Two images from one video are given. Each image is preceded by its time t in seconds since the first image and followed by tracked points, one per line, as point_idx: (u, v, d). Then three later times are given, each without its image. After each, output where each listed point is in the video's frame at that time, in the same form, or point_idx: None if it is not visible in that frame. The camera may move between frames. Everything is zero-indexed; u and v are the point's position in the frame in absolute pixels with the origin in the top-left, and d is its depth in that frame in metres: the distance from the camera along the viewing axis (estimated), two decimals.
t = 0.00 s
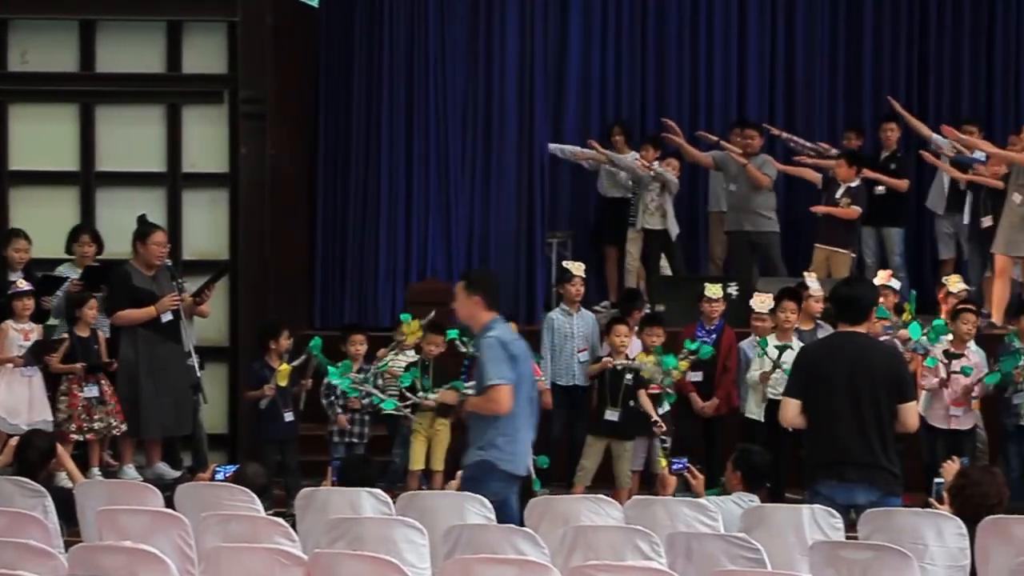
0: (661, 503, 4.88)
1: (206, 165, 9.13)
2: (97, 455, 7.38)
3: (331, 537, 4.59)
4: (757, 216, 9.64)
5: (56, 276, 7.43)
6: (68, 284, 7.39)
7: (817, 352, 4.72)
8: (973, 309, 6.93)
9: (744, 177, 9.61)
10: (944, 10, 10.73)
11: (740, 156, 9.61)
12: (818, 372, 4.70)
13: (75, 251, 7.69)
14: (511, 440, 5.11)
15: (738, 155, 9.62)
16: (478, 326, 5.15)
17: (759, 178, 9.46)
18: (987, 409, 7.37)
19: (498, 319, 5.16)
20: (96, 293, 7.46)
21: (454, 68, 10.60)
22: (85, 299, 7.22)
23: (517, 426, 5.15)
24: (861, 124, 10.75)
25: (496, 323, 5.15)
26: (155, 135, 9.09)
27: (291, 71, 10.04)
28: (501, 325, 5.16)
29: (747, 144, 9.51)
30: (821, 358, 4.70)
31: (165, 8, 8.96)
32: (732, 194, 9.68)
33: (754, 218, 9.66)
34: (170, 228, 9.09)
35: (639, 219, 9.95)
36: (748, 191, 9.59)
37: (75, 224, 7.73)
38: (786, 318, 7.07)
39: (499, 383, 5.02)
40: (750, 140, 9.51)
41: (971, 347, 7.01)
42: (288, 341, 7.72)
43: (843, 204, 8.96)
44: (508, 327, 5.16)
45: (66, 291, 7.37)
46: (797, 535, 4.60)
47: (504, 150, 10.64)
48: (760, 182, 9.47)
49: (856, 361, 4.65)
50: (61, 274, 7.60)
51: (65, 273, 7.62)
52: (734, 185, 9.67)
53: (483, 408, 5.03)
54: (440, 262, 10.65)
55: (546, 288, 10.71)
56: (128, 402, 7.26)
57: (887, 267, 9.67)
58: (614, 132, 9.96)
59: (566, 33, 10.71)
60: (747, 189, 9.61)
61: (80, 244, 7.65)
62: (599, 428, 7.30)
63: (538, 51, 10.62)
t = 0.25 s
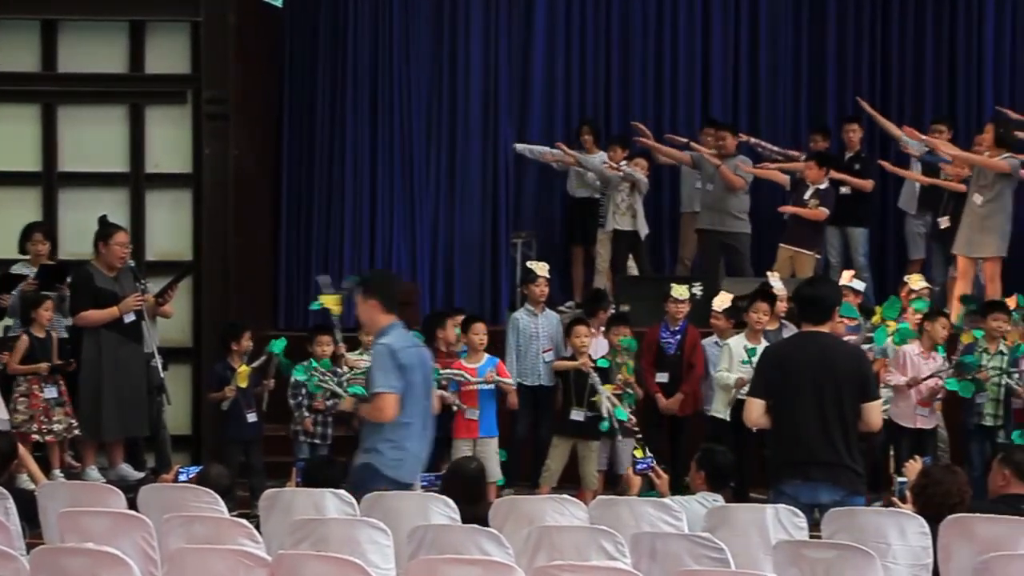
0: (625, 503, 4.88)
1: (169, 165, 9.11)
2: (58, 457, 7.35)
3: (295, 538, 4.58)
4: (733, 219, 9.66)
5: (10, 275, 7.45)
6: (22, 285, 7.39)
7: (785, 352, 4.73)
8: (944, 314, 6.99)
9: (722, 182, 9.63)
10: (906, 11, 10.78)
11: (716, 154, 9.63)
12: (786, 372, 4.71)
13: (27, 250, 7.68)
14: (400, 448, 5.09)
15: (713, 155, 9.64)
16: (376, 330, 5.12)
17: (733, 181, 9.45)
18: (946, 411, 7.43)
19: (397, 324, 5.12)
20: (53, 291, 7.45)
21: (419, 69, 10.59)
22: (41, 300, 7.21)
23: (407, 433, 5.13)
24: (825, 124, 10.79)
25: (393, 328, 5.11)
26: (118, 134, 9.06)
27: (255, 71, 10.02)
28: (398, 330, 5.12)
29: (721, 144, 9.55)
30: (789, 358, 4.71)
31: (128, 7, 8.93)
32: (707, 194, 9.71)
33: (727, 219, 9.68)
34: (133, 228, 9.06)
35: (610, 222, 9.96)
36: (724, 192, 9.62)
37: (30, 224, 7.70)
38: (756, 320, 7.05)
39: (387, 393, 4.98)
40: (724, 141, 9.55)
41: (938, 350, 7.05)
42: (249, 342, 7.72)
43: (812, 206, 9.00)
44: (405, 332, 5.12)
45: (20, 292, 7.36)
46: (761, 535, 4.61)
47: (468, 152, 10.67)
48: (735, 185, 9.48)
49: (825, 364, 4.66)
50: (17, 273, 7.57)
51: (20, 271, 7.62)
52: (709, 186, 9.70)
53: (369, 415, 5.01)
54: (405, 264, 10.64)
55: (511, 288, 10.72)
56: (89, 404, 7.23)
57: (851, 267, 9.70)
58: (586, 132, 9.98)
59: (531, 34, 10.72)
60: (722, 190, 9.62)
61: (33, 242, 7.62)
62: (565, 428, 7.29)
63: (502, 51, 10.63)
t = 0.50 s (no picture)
0: (592, 503, 4.88)
1: (135, 166, 9.08)
2: (22, 459, 7.32)
3: (262, 540, 4.56)
4: (702, 219, 9.69)
5: None
6: None
7: (753, 352, 4.74)
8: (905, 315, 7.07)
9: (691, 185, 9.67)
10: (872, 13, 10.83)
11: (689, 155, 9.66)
12: (754, 372, 4.72)
13: None
14: (304, 438, 5.08)
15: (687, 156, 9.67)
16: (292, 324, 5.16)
17: (704, 181, 9.47)
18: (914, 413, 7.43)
19: (311, 315, 5.15)
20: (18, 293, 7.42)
21: (386, 71, 10.58)
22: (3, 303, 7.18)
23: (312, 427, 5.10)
24: (792, 127, 10.82)
25: (303, 320, 5.13)
26: (84, 135, 9.03)
27: (222, 72, 10.01)
28: (309, 322, 5.14)
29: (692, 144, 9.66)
30: (757, 359, 4.72)
31: (93, 7, 8.90)
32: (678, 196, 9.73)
33: (697, 220, 9.71)
34: (99, 229, 9.03)
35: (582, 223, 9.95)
36: (694, 193, 9.65)
37: None
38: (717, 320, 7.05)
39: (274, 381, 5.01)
40: (695, 140, 9.66)
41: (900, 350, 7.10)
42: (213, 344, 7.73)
43: (780, 208, 9.02)
44: (314, 324, 5.13)
45: None
46: (728, 535, 4.62)
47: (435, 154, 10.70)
48: (703, 186, 9.50)
49: (792, 365, 4.67)
50: None
51: None
52: (680, 186, 9.72)
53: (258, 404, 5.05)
54: (371, 266, 10.63)
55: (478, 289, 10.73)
56: (52, 408, 7.17)
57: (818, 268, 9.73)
58: (553, 134, 9.99)
59: (498, 36, 10.74)
60: (692, 191, 9.66)
61: None
62: (532, 429, 7.28)
63: (469, 52, 10.66)
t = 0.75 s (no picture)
0: (557, 504, 4.88)
1: (98, 167, 9.05)
2: None
3: (225, 542, 4.55)
4: (665, 220, 9.70)
5: None
6: None
7: (711, 354, 4.75)
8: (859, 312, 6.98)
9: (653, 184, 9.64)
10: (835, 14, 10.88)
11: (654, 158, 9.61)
12: (713, 373, 4.73)
13: None
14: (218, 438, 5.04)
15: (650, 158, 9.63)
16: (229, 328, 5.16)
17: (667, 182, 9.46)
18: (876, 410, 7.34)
19: (242, 318, 5.13)
20: None
21: (351, 71, 10.61)
22: None
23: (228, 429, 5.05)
24: (756, 128, 10.85)
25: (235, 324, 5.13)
26: (47, 136, 8.98)
27: (186, 72, 9.99)
28: (241, 327, 5.13)
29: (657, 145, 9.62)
30: (715, 360, 4.74)
31: (56, 7, 8.83)
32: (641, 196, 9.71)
33: (660, 220, 9.71)
34: (61, 230, 8.98)
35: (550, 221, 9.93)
36: (657, 195, 9.64)
37: None
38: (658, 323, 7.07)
39: (191, 380, 5.00)
40: (659, 140, 9.63)
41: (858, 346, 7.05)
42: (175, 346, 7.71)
43: (746, 209, 9.05)
44: (245, 329, 5.11)
45: None
46: (692, 535, 4.62)
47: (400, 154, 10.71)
48: (667, 187, 9.50)
49: (749, 364, 4.69)
50: None
51: None
52: (643, 187, 9.69)
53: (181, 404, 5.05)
54: (336, 267, 10.66)
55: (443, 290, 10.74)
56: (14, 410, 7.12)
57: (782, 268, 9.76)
58: (517, 134, 9.99)
59: (463, 37, 10.75)
60: (655, 192, 9.65)
61: None
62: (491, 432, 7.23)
63: (433, 53, 10.67)
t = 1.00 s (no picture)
0: (521, 505, 4.88)
1: (60, 167, 9.01)
2: None
3: (189, 543, 4.53)
4: (630, 221, 9.69)
5: None
6: None
7: (676, 355, 4.77)
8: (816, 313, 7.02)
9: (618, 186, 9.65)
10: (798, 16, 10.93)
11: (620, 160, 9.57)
12: (678, 374, 4.74)
13: None
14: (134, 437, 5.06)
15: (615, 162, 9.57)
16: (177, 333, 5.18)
17: (632, 186, 9.44)
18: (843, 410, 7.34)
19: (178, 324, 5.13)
20: None
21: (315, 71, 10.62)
22: None
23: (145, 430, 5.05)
24: (720, 129, 10.87)
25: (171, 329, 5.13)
26: (9, 136, 8.93)
27: (150, 72, 9.97)
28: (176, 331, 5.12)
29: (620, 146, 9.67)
30: (680, 360, 4.75)
31: (18, 7, 8.80)
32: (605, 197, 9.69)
33: (623, 222, 9.70)
34: (23, 231, 8.93)
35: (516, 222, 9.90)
36: (622, 196, 9.63)
37: None
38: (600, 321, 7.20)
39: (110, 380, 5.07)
40: (625, 141, 9.64)
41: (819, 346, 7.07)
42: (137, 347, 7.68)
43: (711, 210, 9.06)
44: (176, 334, 5.11)
45: None
46: (656, 535, 4.63)
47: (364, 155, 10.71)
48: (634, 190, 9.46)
49: (714, 362, 4.70)
50: None
51: None
52: (608, 188, 9.68)
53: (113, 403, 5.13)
54: (299, 266, 10.62)
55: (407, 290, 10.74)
56: None
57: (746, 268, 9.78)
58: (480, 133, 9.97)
59: (427, 37, 10.76)
60: (620, 194, 9.63)
61: None
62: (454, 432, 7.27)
63: (397, 53, 10.69)
